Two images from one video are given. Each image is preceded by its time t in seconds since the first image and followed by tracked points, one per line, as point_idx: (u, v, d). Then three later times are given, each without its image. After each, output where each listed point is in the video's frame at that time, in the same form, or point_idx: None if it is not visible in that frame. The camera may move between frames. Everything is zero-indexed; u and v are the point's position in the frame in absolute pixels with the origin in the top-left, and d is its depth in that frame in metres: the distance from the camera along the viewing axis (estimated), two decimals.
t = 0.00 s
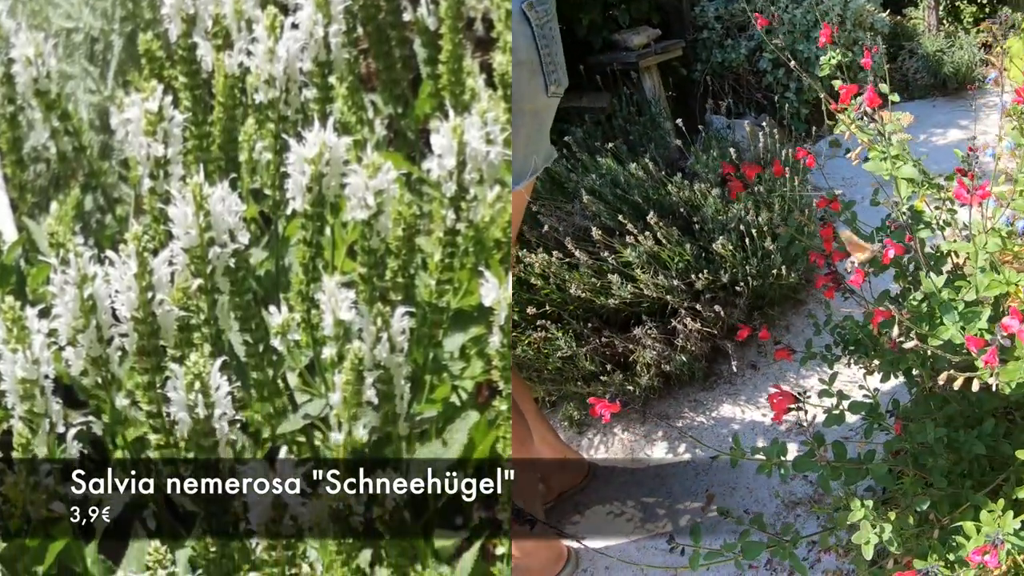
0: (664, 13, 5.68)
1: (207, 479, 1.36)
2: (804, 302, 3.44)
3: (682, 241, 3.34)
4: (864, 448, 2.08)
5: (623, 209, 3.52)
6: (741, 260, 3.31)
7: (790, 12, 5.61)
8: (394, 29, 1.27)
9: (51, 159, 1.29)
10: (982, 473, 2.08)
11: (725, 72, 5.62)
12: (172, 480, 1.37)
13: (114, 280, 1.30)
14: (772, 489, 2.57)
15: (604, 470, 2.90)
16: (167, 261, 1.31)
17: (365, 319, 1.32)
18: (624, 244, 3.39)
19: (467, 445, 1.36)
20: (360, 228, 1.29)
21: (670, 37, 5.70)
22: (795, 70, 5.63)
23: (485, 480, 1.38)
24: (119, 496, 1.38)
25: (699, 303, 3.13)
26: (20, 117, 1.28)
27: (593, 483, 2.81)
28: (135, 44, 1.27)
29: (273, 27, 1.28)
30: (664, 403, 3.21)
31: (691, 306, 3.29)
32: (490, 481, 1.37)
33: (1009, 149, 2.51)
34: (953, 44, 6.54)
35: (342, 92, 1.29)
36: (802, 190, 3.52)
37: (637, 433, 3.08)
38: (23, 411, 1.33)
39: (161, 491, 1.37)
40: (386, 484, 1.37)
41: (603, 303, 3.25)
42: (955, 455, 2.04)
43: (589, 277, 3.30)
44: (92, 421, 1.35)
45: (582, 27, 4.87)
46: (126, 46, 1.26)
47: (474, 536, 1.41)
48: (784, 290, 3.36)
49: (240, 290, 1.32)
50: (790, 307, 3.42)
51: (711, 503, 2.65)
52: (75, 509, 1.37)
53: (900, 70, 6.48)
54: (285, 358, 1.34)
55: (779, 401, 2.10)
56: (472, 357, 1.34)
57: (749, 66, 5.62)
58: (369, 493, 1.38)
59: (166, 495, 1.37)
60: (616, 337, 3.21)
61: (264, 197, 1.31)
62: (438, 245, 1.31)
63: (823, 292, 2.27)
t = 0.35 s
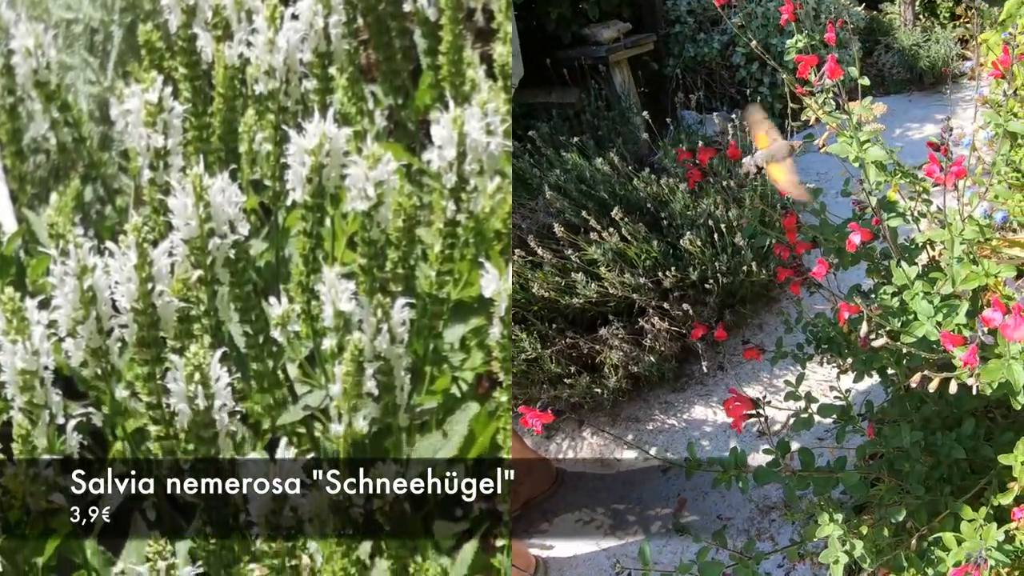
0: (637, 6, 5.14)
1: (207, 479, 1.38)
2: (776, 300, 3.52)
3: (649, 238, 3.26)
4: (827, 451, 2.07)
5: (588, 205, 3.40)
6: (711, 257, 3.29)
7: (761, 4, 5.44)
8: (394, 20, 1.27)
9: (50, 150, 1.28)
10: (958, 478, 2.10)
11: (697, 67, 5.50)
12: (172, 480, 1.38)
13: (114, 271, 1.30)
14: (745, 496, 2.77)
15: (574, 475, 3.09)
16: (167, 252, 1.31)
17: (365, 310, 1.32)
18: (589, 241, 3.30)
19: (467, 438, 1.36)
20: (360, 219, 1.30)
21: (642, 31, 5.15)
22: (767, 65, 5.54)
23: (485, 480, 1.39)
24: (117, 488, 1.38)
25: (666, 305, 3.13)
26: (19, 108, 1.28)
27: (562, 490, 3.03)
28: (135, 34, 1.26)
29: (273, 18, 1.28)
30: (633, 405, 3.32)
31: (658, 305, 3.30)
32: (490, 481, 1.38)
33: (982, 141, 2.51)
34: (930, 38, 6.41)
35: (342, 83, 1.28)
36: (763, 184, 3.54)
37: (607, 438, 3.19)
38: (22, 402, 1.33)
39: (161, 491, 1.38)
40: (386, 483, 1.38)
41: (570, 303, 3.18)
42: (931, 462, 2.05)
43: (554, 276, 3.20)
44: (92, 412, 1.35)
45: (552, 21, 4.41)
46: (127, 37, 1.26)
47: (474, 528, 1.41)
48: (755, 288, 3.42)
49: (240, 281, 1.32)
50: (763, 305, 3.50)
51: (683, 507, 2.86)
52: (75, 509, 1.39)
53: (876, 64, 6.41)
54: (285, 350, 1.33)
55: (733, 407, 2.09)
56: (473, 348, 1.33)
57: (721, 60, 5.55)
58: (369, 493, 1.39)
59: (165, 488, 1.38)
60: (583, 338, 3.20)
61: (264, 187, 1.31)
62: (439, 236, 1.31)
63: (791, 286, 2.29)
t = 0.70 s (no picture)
0: (618, 2, 5.16)
1: (207, 479, 1.37)
2: (758, 300, 3.51)
3: (628, 238, 3.25)
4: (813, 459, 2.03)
5: (566, 203, 3.32)
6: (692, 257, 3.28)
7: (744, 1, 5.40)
8: (394, 10, 1.26)
9: (50, 141, 1.28)
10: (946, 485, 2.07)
11: (679, 64, 5.33)
12: (172, 480, 1.37)
13: (114, 262, 1.30)
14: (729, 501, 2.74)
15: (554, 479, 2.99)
16: (167, 243, 1.30)
17: (365, 301, 1.31)
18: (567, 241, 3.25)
19: (467, 430, 1.37)
20: (360, 210, 1.29)
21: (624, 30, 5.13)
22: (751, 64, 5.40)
23: (485, 480, 1.39)
24: (117, 479, 1.38)
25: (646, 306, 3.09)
26: (19, 99, 1.28)
27: (542, 494, 2.92)
28: (135, 25, 1.26)
29: (274, 9, 1.28)
30: (614, 408, 3.25)
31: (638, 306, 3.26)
32: (490, 481, 1.39)
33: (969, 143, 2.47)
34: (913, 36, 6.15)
35: (342, 74, 1.28)
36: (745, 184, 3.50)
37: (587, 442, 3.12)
38: (21, 393, 1.33)
39: (161, 492, 1.38)
40: (386, 484, 1.38)
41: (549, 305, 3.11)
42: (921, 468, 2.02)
43: (531, 278, 3.16)
44: (92, 403, 1.35)
45: (530, 16, 4.32)
46: (126, 28, 1.26)
47: (474, 519, 1.41)
48: (737, 288, 3.41)
49: (240, 272, 1.31)
50: (745, 305, 3.49)
51: (667, 513, 2.80)
52: (75, 509, 1.39)
53: (860, 63, 6.14)
54: (285, 341, 1.33)
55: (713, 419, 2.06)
56: (473, 340, 1.33)
57: (704, 59, 5.41)
58: (369, 492, 1.39)
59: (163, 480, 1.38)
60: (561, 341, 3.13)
61: (264, 178, 1.30)
62: (439, 227, 1.30)
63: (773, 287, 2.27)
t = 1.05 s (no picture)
0: None
1: (207, 479, 1.37)
2: (742, 282, 3.38)
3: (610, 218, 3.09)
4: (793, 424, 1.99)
5: (547, 184, 3.16)
6: (674, 237, 3.16)
7: None
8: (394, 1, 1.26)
9: (50, 131, 1.28)
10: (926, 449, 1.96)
11: (660, 53, 4.78)
12: (172, 480, 1.38)
13: (114, 253, 1.30)
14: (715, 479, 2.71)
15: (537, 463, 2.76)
16: (167, 234, 1.30)
17: (365, 293, 1.31)
18: (548, 222, 3.12)
19: (467, 421, 1.37)
20: (361, 201, 1.29)
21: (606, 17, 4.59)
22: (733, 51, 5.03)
23: (485, 480, 1.40)
24: (118, 471, 1.38)
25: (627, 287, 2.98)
26: (19, 90, 1.28)
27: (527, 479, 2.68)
28: (134, 15, 1.26)
29: None
30: (599, 392, 3.14)
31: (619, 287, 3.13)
32: (490, 481, 1.40)
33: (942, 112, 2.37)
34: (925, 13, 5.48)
35: (342, 65, 1.28)
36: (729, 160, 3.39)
37: (571, 426, 2.96)
38: (21, 384, 1.33)
39: (161, 490, 1.39)
40: (386, 484, 1.38)
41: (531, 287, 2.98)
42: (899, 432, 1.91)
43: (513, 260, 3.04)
44: (92, 395, 1.35)
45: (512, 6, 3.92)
46: (126, 18, 1.26)
47: (474, 512, 1.42)
48: (720, 270, 3.29)
49: (240, 263, 1.31)
50: (729, 288, 3.37)
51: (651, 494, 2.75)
52: (75, 509, 1.39)
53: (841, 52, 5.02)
54: (285, 332, 1.33)
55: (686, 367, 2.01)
56: (473, 331, 1.34)
57: (686, 46, 4.84)
58: (369, 492, 1.38)
59: (165, 472, 1.38)
60: (543, 323, 3.00)
61: (264, 169, 1.30)
62: (439, 218, 1.30)
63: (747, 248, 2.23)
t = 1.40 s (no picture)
0: None
1: (207, 478, 1.37)
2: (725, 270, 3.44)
3: (591, 207, 3.13)
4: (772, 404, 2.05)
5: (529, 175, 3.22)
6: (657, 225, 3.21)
7: None
8: None
9: (50, 122, 1.28)
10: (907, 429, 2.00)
11: (643, 45, 4.97)
12: (172, 480, 1.38)
13: (114, 244, 1.30)
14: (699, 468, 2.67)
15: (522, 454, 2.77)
16: (167, 225, 1.30)
17: (366, 284, 1.31)
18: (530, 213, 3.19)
19: (467, 413, 1.37)
20: (361, 192, 1.29)
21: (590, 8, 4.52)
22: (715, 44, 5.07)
23: (485, 480, 1.39)
24: (118, 463, 1.38)
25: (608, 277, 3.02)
26: (18, 81, 1.28)
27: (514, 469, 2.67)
28: (133, 6, 1.26)
29: None
30: (584, 382, 3.17)
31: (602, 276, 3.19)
32: (490, 481, 1.39)
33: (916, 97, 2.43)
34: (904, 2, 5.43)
35: (342, 56, 1.27)
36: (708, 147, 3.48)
37: (555, 418, 2.96)
38: (21, 375, 1.33)
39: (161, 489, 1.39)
40: (386, 483, 1.38)
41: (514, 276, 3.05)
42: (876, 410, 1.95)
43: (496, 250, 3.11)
44: (92, 385, 1.35)
45: None
46: (126, 9, 1.26)
47: (475, 502, 1.40)
48: (704, 259, 3.34)
49: (240, 254, 1.31)
50: (712, 277, 3.41)
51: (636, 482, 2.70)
52: (75, 509, 1.39)
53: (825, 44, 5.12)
54: (285, 323, 1.33)
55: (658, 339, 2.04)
56: (473, 322, 1.33)
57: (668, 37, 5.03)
58: (369, 493, 1.39)
59: (165, 463, 1.38)
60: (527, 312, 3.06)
61: (264, 160, 1.30)
62: (439, 209, 1.30)
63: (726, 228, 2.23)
